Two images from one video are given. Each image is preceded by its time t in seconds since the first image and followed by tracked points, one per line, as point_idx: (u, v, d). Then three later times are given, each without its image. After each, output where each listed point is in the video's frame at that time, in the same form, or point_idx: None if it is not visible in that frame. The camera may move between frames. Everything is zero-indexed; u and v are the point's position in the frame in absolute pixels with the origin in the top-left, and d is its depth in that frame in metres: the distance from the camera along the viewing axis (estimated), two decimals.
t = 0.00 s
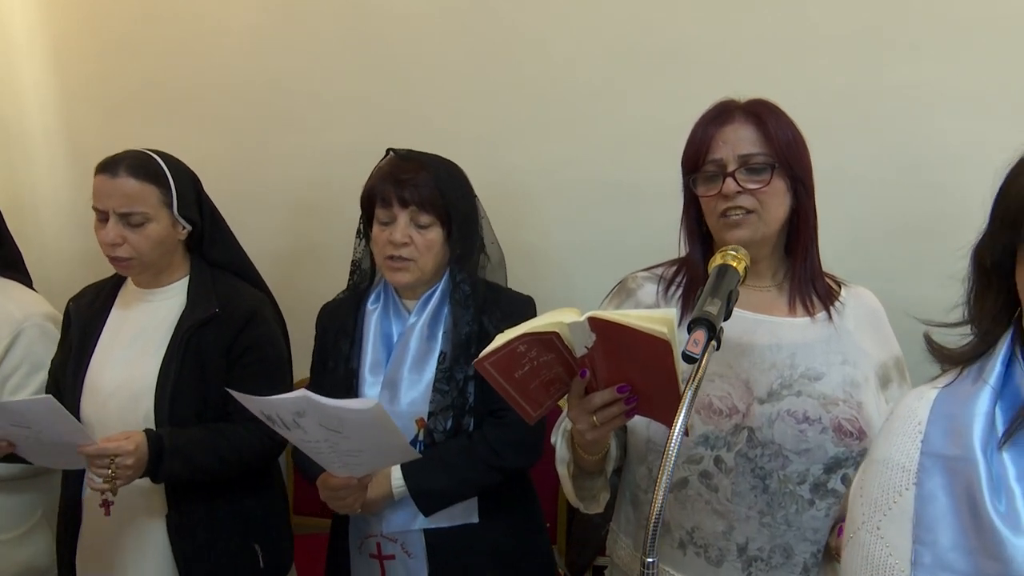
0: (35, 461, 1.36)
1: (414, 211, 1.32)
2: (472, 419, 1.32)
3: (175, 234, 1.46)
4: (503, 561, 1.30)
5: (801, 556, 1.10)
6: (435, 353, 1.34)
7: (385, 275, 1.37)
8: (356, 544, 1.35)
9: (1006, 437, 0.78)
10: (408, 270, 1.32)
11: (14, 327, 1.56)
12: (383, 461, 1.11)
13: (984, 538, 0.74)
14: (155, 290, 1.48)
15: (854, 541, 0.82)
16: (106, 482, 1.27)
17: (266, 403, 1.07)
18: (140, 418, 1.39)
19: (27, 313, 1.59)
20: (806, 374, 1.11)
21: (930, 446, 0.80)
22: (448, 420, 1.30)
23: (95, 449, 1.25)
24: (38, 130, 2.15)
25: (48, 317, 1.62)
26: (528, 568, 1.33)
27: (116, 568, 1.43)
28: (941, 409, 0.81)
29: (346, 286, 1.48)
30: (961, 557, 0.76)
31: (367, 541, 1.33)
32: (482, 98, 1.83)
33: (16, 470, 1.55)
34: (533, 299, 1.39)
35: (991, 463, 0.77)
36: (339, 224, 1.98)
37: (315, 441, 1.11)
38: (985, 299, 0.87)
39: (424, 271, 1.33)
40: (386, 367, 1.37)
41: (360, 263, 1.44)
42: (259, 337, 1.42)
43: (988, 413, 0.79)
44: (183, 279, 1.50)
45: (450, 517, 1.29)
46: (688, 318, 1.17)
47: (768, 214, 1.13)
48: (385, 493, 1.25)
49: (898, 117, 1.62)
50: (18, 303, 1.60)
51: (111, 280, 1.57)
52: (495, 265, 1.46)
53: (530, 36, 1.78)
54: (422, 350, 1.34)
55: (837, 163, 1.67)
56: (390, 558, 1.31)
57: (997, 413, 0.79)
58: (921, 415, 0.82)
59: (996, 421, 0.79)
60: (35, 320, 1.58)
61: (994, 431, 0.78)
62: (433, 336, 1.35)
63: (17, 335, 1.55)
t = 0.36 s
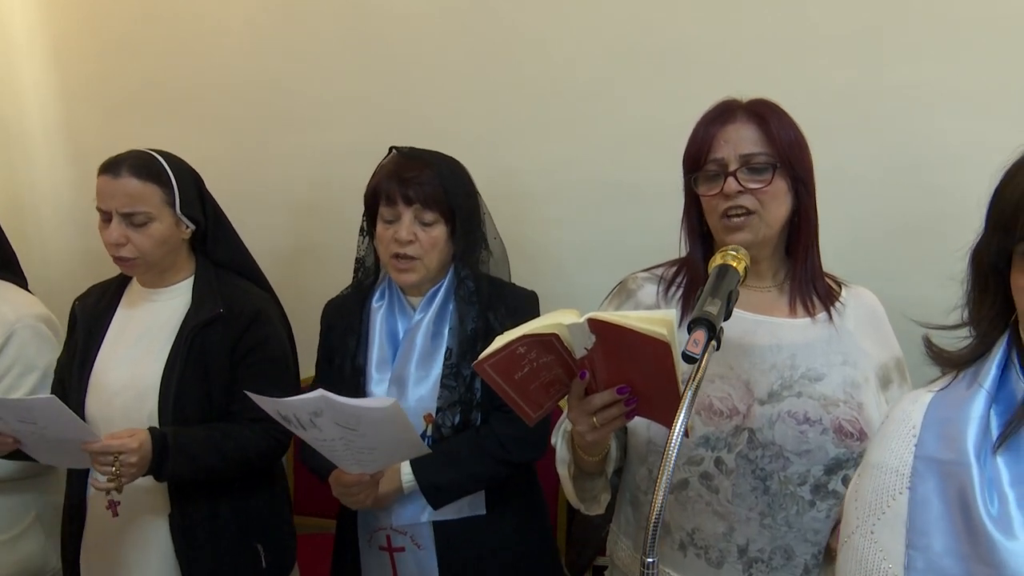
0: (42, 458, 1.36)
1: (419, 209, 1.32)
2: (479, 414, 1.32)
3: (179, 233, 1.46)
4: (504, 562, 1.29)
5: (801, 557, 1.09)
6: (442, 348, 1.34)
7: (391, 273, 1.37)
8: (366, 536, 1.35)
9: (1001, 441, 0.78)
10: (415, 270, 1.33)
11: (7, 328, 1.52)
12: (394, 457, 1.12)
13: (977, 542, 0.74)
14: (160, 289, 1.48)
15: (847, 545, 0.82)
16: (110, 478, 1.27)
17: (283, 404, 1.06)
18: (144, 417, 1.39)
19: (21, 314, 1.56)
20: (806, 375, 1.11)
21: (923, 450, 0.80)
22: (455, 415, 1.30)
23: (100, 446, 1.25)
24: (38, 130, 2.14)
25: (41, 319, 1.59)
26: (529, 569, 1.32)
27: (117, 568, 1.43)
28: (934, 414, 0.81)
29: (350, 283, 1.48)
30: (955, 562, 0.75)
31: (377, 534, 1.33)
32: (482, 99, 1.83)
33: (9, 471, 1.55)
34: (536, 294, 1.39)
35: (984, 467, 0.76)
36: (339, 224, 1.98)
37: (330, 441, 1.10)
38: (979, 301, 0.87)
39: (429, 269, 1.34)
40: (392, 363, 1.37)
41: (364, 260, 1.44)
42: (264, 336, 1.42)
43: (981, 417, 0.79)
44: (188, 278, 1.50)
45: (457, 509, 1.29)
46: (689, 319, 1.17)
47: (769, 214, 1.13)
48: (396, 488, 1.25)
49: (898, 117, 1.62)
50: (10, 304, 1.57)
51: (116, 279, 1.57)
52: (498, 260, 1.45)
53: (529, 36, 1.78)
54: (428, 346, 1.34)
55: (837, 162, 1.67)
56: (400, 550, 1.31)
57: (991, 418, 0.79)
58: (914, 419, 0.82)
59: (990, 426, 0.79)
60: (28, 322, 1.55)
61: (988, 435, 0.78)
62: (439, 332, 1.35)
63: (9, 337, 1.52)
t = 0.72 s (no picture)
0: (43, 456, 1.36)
1: (415, 212, 1.32)
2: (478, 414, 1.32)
3: (174, 234, 1.45)
4: (505, 562, 1.29)
5: (802, 557, 1.09)
6: (441, 348, 1.34)
7: (389, 275, 1.37)
8: (368, 531, 1.35)
9: (998, 445, 0.73)
10: (412, 271, 1.33)
11: (5, 329, 1.51)
12: (392, 459, 1.11)
13: (974, 548, 0.70)
14: (159, 289, 1.48)
15: (845, 552, 0.79)
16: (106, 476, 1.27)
17: (276, 412, 1.06)
18: (144, 418, 1.39)
19: (18, 315, 1.55)
20: (807, 375, 1.11)
21: (920, 455, 0.76)
22: (454, 414, 1.30)
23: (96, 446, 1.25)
24: (38, 130, 2.14)
25: (38, 319, 1.58)
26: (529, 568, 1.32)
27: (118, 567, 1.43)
28: (932, 417, 0.77)
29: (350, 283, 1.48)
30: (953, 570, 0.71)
31: (378, 529, 1.33)
32: (482, 99, 1.83)
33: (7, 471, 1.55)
34: (535, 294, 1.39)
35: (982, 472, 0.72)
36: (339, 224, 1.98)
37: (325, 445, 1.10)
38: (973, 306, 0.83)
39: (426, 272, 1.34)
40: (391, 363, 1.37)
41: (363, 259, 1.44)
42: (264, 336, 1.42)
43: (979, 422, 0.75)
44: (188, 278, 1.49)
45: (457, 506, 1.29)
46: (688, 319, 1.17)
47: (771, 215, 1.12)
48: (395, 486, 1.25)
49: (898, 117, 1.62)
50: (6, 306, 1.56)
51: (117, 279, 1.57)
52: (496, 259, 1.45)
53: (529, 36, 1.78)
54: (428, 346, 1.34)
55: (837, 163, 1.67)
56: (402, 545, 1.31)
57: (990, 422, 0.75)
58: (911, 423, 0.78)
59: (989, 430, 0.75)
60: (24, 322, 1.54)
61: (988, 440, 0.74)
62: (438, 332, 1.35)
63: (6, 337, 1.51)
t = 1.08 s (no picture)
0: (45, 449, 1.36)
1: (413, 211, 1.32)
2: (476, 413, 1.31)
3: (179, 237, 1.45)
4: (503, 562, 1.29)
5: (802, 557, 1.09)
6: (438, 348, 1.34)
7: (386, 275, 1.38)
8: (366, 531, 1.35)
9: (990, 448, 0.68)
10: (410, 271, 1.33)
11: (5, 329, 1.51)
12: (389, 457, 1.11)
13: (971, 555, 0.65)
14: (163, 290, 1.48)
15: (842, 563, 0.74)
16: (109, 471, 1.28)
17: (273, 402, 1.06)
18: (145, 418, 1.39)
19: (19, 314, 1.55)
20: (806, 376, 1.11)
21: (912, 462, 0.70)
22: (451, 413, 1.29)
23: (99, 443, 1.26)
24: (38, 130, 2.14)
25: (40, 319, 1.58)
26: (529, 568, 1.32)
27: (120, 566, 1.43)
28: (922, 424, 0.72)
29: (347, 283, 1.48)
30: None
31: (376, 530, 1.33)
32: (482, 99, 1.83)
33: (10, 471, 1.55)
34: (533, 293, 1.39)
35: (976, 476, 0.67)
36: (339, 224, 1.98)
37: (322, 439, 1.10)
38: (964, 316, 0.75)
39: (423, 271, 1.34)
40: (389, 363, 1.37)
41: (360, 260, 1.44)
42: (265, 336, 1.42)
43: (969, 429, 0.70)
44: (192, 280, 1.49)
45: (454, 505, 1.29)
46: (688, 320, 1.18)
47: (774, 210, 1.12)
48: (392, 486, 1.25)
49: (898, 116, 1.62)
50: (6, 305, 1.56)
51: (121, 279, 1.57)
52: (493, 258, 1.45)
53: (529, 36, 1.78)
54: (425, 346, 1.34)
55: (837, 162, 1.67)
56: (400, 545, 1.31)
57: (981, 426, 0.70)
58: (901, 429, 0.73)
59: (982, 434, 0.69)
60: (26, 322, 1.54)
61: (979, 445, 0.69)
62: (435, 332, 1.35)
63: (7, 337, 1.51)
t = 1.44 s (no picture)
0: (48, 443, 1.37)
1: (411, 209, 1.32)
2: (472, 413, 1.31)
3: (184, 234, 1.45)
4: (501, 561, 1.29)
5: (800, 558, 1.09)
6: (435, 346, 1.34)
7: (384, 274, 1.38)
8: (361, 534, 1.35)
9: (991, 449, 0.68)
10: (407, 271, 1.33)
11: (6, 329, 1.51)
12: (387, 450, 1.10)
13: (972, 557, 0.65)
14: (167, 288, 1.48)
15: (840, 564, 0.73)
16: (112, 465, 1.28)
17: (280, 384, 1.07)
18: (146, 417, 1.39)
19: (21, 314, 1.55)
20: (803, 376, 1.11)
21: (913, 463, 0.70)
22: (448, 413, 1.29)
23: (103, 437, 1.25)
24: (38, 130, 2.14)
25: (40, 319, 1.58)
26: (529, 567, 1.32)
27: (121, 565, 1.43)
28: (923, 424, 0.71)
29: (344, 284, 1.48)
30: None
31: (371, 531, 1.33)
32: (482, 99, 1.83)
33: (13, 471, 1.55)
34: (531, 294, 1.39)
35: (976, 478, 0.67)
36: (339, 224, 1.99)
37: (322, 429, 1.09)
38: (960, 314, 0.76)
39: (421, 270, 1.34)
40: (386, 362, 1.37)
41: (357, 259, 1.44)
42: (267, 335, 1.42)
43: (971, 430, 0.69)
44: (195, 278, 1.49)
45: (451, 506, 1.29)
46: (688, 320, 1.17)
47: (774, 208, 1.12)
48: (389, 485, 1.25)
49: (899, 116, 1.62)
50: (7, 305, 1.56)
51: (126, 276, 1.57)
52: (490, 259, 1.45)
53: (529, 36, 1.77)
54: (422, 345, 1.34)
55: (837, 163, 1.66)
56: (395, 547, 1.30)
57: (982, 426, 0.69)
58: (901, 429, 0.72)
59: (981, 434, 0.69)
60: (27, 322, 1.54)
61: (979, 445, 0.68)
62: (432, 331, 1.35)
63: (8, 337, 1.51)
